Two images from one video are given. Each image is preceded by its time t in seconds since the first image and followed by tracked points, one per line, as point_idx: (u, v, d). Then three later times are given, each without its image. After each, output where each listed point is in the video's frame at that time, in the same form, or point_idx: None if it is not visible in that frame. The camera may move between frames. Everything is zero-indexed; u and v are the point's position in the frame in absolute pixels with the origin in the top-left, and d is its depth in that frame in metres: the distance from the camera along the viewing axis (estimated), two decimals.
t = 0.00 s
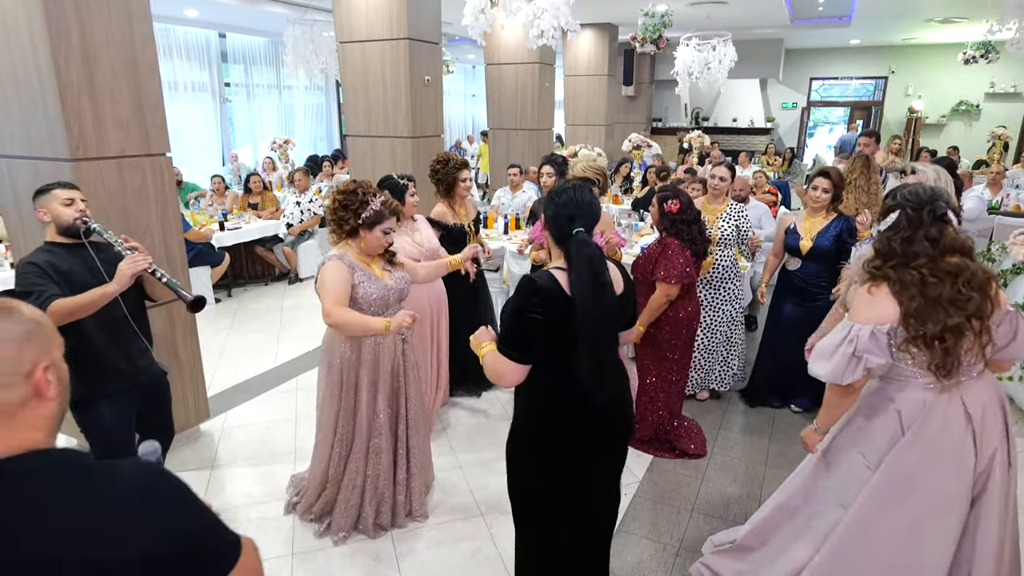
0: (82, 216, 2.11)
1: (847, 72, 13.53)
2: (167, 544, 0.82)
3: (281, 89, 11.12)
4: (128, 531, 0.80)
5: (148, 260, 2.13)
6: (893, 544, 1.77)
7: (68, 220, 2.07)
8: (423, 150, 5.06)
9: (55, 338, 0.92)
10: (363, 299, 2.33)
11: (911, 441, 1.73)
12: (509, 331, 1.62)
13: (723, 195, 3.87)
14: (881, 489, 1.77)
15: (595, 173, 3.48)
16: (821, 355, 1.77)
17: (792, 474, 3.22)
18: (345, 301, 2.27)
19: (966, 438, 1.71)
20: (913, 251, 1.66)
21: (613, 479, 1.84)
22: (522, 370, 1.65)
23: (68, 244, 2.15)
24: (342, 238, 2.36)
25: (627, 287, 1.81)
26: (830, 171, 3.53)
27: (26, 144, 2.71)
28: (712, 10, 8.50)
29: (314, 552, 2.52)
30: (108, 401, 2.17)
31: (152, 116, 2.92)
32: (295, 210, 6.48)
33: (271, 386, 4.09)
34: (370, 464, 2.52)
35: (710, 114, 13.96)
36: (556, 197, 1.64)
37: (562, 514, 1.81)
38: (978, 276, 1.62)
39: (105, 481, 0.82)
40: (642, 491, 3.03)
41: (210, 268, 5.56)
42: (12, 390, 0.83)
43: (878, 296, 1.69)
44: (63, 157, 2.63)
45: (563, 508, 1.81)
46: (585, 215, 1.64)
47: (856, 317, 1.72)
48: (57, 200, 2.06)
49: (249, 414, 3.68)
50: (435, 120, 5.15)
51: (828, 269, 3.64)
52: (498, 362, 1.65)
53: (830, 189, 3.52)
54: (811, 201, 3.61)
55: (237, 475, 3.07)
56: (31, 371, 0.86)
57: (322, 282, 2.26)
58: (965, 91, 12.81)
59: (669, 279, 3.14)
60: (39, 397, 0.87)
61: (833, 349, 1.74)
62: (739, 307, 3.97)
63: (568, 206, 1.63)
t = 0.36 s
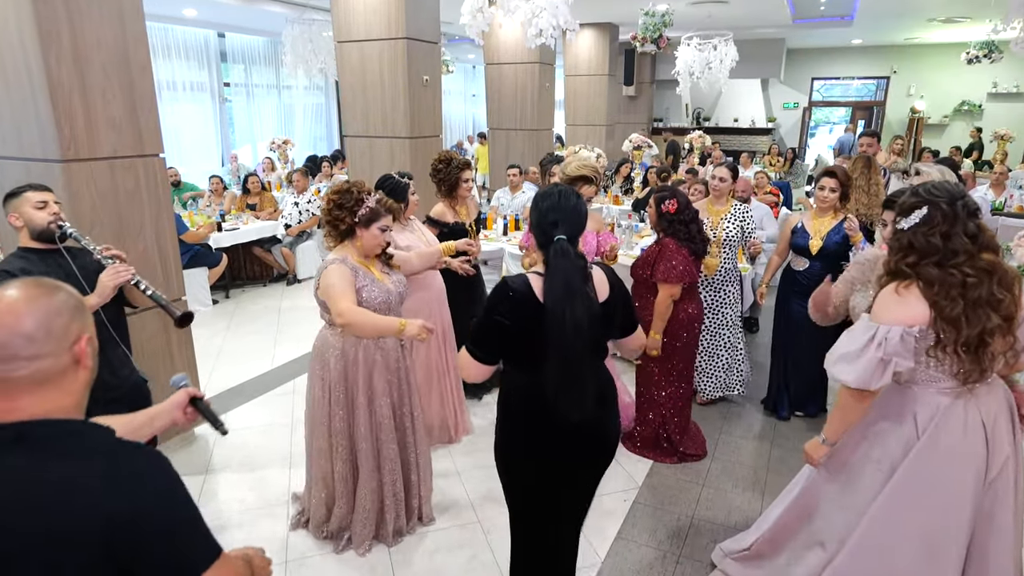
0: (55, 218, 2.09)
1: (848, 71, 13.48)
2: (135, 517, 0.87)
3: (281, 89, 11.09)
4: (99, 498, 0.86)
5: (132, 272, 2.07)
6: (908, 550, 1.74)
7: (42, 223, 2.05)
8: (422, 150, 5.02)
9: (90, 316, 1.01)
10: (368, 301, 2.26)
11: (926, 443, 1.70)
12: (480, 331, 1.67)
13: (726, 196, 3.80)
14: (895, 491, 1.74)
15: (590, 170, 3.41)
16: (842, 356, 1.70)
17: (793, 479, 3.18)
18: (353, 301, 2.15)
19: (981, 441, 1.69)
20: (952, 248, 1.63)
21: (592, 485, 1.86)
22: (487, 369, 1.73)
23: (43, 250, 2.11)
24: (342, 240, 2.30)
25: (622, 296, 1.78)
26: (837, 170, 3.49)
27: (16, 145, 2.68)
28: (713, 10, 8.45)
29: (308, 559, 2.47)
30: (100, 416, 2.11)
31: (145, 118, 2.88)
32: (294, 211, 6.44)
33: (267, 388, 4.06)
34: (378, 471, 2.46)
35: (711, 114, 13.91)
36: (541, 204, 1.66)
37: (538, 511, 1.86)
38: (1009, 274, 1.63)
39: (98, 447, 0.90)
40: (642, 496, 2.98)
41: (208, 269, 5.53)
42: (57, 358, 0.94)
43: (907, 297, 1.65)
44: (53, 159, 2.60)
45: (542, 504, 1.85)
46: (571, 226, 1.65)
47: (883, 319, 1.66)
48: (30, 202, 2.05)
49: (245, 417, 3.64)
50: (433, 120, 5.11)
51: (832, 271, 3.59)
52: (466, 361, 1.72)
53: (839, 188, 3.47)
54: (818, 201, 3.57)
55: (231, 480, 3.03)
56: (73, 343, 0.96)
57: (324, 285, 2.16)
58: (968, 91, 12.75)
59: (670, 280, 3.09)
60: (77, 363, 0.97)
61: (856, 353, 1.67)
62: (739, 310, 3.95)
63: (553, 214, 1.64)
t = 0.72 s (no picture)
0: (45, 224, 2.08)
1: (852, 71, 13.43)
2: (84, 488, 0.90)
3: (282, 89, 11.04)
4: (63, 465, 0.90)
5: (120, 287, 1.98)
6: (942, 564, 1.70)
7: (32, 229, 2.05)
8: (426, 150, 4.98)
9: (127, 292, 1.05)
10: (388, 305, 2.20)
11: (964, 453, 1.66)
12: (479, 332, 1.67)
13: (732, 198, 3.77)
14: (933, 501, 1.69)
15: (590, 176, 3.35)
16: (892, 378, 1.65)
17: (806, 485, 3.13)
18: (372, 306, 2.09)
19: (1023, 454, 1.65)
20: (999, 253, 1.60)
21: (597, 496, 1.82)
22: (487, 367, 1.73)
23: (35, 257, 2.09)
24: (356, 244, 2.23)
25: (630, 305, 1.72)
26: (851, 176, 3.47)
27: (16, 145, 2.63)
28: (718, 9, 8.40)
29: (313, 567, 2.41)
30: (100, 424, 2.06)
31: (147, 118, 2.83)
32: (297, 211, 6.41)
33: (270, 391, 4.01)
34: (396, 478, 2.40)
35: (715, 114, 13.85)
36: (545, 209, 1.63)
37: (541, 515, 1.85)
38: None
39: (87, 417, 0.95)
40: (653, 504, 2.93)
41: (210, 270, 5.49)
42: (91, 327, 0.98)
43: (949, 308, 1.62)
44: (54, 160, 2.55)
45: (547, 509, 1.83)
46: (575, 231, 1.61)
47: (924, 335, 1.63)
48: (19, 207, 2.04)
49: (248, 421, 3.60)
50: (438, 120, 5.06)
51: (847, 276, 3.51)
52: (468, 360, 1.74)
53: (852, 195, 3.46)
54: (831, 206, 3.54)
55: (234, 486, 2.98)
56: (108, 315, 1.00)
57: (342, 291, 2.09)
58: (973, 91, 12.70)
59: (674, 285, 3.02)
60: (110, 335, 1.01)
61: (905, 374, 1.62)
62: (747, 312, 3.83)
63: (557, 218, 1.61)
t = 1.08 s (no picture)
0: (65, 226, 2.05)
1: (857, 72, 13.38)
2: (87, 505, 0.96)
3: (285, 89, 10.96)
4: (73, 481, 0.96)
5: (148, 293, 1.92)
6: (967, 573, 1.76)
7: (52, 232, 2.02)
8: (435, 151, 4.91)
9: (163, 299, 1.12)
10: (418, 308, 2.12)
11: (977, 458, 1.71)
12: (482, 328, 1.63)
13: (734, 199, 3.77)
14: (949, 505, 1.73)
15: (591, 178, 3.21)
16: (860, 322, 1.86)
17: (825, 492, 3.08)
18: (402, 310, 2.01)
19: None
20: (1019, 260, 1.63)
21: (591, 503, 1.74)
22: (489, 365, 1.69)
23: (56, 261, 2.07)
24: (381, 246, 2.18)
25: (646, 319, 1.57)
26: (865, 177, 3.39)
27: (22, 147, 2.58)
28: (725, 10, 8.35)
29: None
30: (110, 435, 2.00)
31: (155, 119, 2.76)
32: (302, 212, 6.38)
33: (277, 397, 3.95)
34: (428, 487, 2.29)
35: (719, 115, 13.79)
36: (554, 212, 1.52)
37: (541, 525, 1.79)
38: None
39: (107, 432, 1.00)
40: (672, 512, 2.88)
41: (214, 272, 5.43)
42: (128, 336, 1.05)
43: (948, 303, 1.67)
44: (60, 161, 2.49)
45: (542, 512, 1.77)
46: (583, 237, 1.50)
47: (917, 312, 1.72)
48: (36, 209, 2.00)
49: (257, 428, 3.54)
50: (446, 121, 5.00)
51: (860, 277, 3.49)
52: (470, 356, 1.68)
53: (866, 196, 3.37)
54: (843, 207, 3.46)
55: (244, 495, 2.92)
56: (146, 324, 1.08)
57: (372, 296, 2.01)
58: (978, 92, 12.66)
59: (683, 284, 3.00)
60: (147, 343, 1.09)
61: (870, 326, 1.82)
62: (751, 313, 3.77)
63: (567, 222, 1.50)
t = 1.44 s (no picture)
0: (87, 229, 2.03)
1: (852, 74, 13.41)
2: (106, 535, 0.90)
3: (280, 88, 10.87)
4: (91, 508, 0.91)
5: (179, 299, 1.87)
6: None
7: (75, 236, 2.00)
8: (435, 152, 4.83)
9: (189, 315, 1.09)
10: (438, 322, 2.08)
11: (991, 467, 1.61)
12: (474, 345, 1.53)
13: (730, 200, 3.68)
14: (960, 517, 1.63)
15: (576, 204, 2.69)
16: (871, 337, 1.78)
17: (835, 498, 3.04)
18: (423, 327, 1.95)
19: None
20: None
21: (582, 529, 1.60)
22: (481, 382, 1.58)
23: (78, 263, 2.06)
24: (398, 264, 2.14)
25: (639, 335, 1.45)
26: (864, 177, 3.33)
27: (17, 148, 2.50)
28: (724, 10, 8.32)
29: None
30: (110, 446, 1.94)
31: (154, 119, 2.68)
32: (299, 214, 6.31)
33: (277, 403, 3.88)
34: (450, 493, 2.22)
35: (715, 116, 13.78)
36: (537, 219, 1.43)
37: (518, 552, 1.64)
38: None
39: (128, 457, 0.95)
40: (684, 521, 2.82)
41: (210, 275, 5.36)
42: (154, 353, 1.01)
43: (955, 316, 1.58)
44: (55, 163, 2.41)
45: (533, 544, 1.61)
46: (566, 245, 1.41)
47: (926, 324, 1.64)
48: (60, 211, 1.99)
49: (257, 435, 3.46)
50: (447, 122, 4.93)
51: (859, 279, 3.43)
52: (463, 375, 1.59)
53: (864, 198, 3.31)
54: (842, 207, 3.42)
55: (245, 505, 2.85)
56: (172, 341, 1.04)
57: (396, 312, 1.93)
58: (972, 94, 12.73)
59: (681, 287, 2.97)
60: (172, 361, 1.05)
61: (881, 339, 1.74)
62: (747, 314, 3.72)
63: (548, 231, 1.41)
